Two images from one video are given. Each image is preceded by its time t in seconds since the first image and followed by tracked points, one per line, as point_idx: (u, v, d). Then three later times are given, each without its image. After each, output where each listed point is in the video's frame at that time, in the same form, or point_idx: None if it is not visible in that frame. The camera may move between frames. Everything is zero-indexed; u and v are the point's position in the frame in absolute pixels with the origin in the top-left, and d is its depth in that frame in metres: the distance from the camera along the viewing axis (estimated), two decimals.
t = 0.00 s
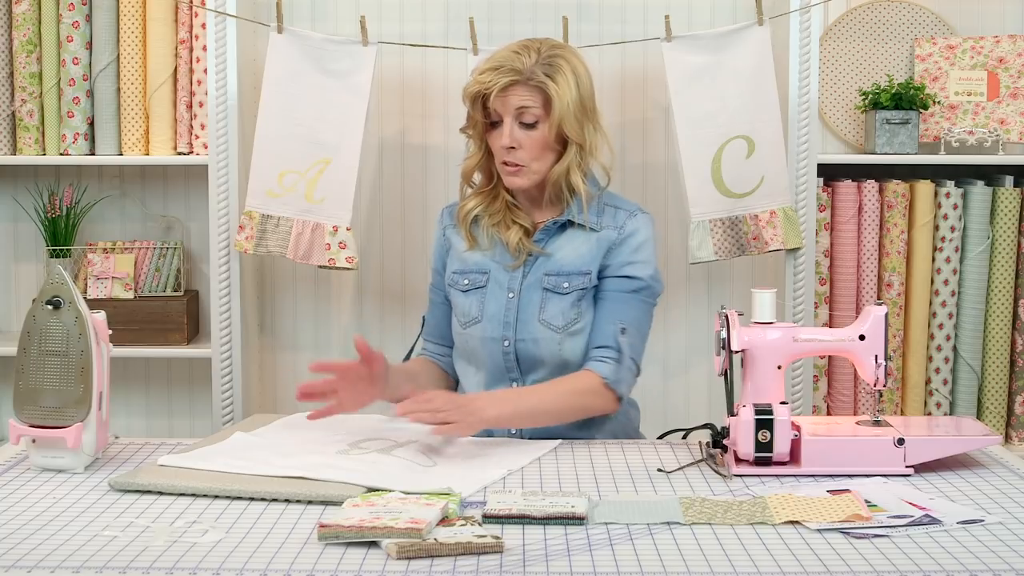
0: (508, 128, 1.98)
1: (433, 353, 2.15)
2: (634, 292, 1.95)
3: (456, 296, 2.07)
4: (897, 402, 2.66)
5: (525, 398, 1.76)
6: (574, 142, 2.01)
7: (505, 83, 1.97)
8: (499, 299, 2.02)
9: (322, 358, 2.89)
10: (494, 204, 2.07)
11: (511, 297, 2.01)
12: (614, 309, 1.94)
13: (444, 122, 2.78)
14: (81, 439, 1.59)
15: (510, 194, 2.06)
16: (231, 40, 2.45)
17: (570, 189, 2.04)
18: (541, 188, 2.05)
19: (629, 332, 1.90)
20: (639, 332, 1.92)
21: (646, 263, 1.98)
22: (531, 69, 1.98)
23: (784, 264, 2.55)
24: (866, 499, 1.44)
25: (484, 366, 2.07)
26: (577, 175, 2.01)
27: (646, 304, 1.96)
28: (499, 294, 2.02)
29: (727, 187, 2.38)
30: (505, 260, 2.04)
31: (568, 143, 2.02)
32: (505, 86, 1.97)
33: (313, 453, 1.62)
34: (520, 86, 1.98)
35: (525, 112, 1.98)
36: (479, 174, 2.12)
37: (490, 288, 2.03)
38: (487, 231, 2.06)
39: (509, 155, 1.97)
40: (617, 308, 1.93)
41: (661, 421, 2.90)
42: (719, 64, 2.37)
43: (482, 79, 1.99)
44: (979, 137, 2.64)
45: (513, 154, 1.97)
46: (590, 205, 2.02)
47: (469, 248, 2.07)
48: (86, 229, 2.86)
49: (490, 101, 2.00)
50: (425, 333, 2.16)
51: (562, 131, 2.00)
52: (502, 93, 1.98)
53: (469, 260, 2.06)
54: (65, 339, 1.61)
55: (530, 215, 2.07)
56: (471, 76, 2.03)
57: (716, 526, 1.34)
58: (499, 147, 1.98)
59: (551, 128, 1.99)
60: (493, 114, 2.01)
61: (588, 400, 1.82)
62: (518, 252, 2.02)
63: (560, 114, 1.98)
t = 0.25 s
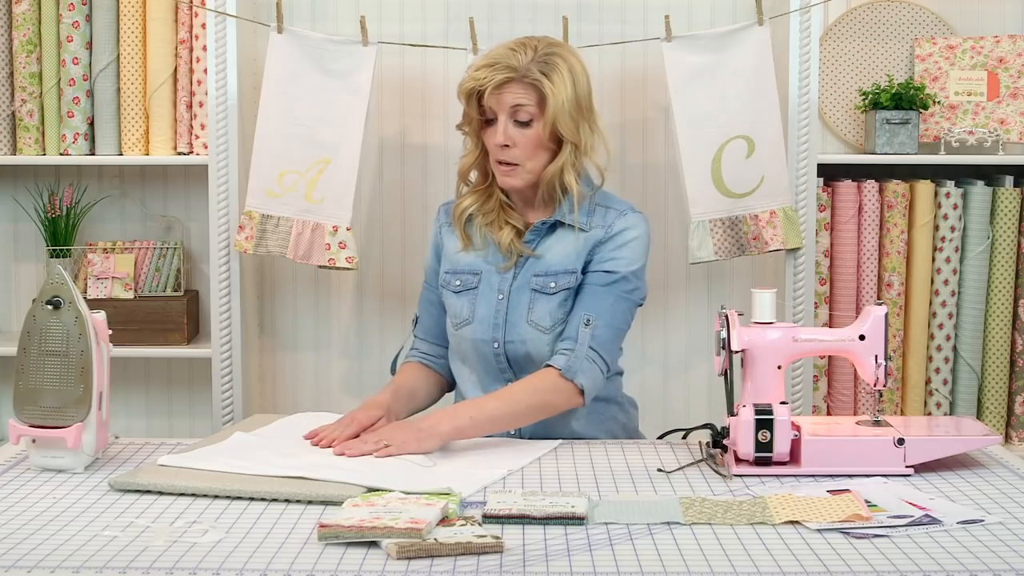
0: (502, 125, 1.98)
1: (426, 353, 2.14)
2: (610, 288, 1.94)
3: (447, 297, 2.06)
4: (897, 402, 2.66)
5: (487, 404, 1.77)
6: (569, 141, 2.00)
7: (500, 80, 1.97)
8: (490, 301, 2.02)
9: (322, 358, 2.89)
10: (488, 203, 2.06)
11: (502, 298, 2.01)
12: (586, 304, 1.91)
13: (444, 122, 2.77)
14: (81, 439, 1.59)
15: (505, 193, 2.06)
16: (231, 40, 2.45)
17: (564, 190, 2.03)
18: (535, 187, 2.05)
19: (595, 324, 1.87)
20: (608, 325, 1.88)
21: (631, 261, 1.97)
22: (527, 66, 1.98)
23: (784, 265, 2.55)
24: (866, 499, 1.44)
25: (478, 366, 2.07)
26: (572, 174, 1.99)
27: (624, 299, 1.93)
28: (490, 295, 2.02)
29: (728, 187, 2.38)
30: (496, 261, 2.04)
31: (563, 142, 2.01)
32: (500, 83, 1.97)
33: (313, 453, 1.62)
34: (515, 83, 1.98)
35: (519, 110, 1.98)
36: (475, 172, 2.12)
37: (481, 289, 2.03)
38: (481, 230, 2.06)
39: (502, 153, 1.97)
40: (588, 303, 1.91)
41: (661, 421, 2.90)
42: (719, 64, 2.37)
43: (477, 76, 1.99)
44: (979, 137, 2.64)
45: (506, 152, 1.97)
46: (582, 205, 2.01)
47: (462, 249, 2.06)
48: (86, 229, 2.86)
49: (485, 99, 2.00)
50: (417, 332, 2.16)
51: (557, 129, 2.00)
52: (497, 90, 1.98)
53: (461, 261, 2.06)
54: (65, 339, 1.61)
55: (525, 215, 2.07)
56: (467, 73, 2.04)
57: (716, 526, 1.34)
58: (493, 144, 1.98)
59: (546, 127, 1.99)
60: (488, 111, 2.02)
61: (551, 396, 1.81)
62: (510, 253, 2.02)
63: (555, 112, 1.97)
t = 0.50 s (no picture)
0: (502, 126, 1.98)
1: (423, 351, 2.13)
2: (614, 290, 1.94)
3: (448, 296, 2.06)
4: (897, 402, 2.66)
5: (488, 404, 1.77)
6: (569, 141, 2.00)
7: (499, 81, 1.97)
8: (491, 301, 2.02)
9: (322, 358, 2.89)
10: (489, 204, 2.06)
11: (503, 298, 2.02)
12: (589, 305, 1.91)
13: (444, 122, 2.78)
14: (81, 439, 1.59)
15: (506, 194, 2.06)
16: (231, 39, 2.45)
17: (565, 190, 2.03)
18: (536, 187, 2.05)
19: (597, 327, 1.87)
20: (610, 327, 1.89)
21: (633, 263, 1.97)
22: (525, 67, 1.97)
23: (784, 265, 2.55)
24: (866, 499, 1.44)
25: (477, 366, 2.07)
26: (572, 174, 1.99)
27: (626, 301, 1.93)
28: (491, 296, 2.02)
29: (727, 187, 2.38)
30: (497, 262, 2.04)
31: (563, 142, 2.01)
32: (499, 84, 1.97)
33: (313, 453, 1.62)
34: (514, 84, 1.98)
35: (519, 111, 1.98)
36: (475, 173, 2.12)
37: (482, 289, 2.03)
38: (482, 230, 2.06)
39: (503, 154, 1.97)
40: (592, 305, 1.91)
41: (661, 421, 2.90)
42: (719, 64, 2.37)
43: (476, 77, 1.99)
44: (979, 137, 2.64)
45: (507, 153, 1.97)
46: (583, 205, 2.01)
47: (463, 248, 2.06)
48: (86, 229, 2.86)
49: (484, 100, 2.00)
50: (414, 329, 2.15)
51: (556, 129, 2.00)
52: (496, 91, 1.98)
53: (461, 260, 2.06)
54: (65, 340, 1.61)
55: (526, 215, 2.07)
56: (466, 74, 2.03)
57: (716, 526, 1.34)
58: (494, 146, 1.98)
59: (546, 127, 1.98)
60: (488, 112, 2.02)
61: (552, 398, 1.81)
62: (512, 253, 2.02)
63: (555, 112, 1.97)
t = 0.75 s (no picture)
0: (510, 127, 1.97)
1: (423, 351, 2.13)
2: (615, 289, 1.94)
3: (450, 294, 2.06)
4: (897, 402, 2.66)
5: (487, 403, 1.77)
6: (576, 141, 2.00)
7: (506, 82, 1.96)
8: (493, 300, 2.02)
9: (322, 358, 2.89)
10: (493, 203, 2.06)
11: (505, 297, 2.02)
12: (591, 303, 1.91)
13: (444, 122, 2.78)
14: (81, 439, 1.59)
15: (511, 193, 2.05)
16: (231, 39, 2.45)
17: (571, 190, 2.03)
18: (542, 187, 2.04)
19: (597, 325, 1.88)
20: (611, 326, 1.89)
21: (635, 263, 1.97)
22: (533, 68, 1.97)
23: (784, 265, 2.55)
24: (866, 499, 1.44)
25: (478, 365, 2.07)
26: (580, 174, 1.99)
27: (628, 301, 1.93)
28: (493, 294, 2.03)
29: (727, 187, 2.38)
30: (500, 261, 2.04)
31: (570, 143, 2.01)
32: (507, 85, 1.97)
33: (313, 453, 1.62)
34: (522, 85, 1.98)
35: (526, 112, 1.97)
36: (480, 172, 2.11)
37: (484, 288, 2.03)
38: (486, 230, 2.06)
39: (510, 154, 1.97)
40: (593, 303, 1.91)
41: (661, 421, 2.90)
42: (719, 64, 2.37)
43: (484, 78, 1.99)
44: (979, 137, 2.64)
45: (514, 154, 1.97)
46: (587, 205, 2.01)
47: (466, 247, 2.06)
48: (86, 229, 2.86)
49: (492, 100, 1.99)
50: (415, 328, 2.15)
51: (564, 130, 2.00)
52: (504, 92, 1.98)
53: (464, 259, 2.06)
54: (65, 340, 1.61)
55: (531, 214, 2.07)
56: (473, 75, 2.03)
57: (716, 527, 1.34)
58: (501, 146, 1.98)
59: (553, 127, 1.98)
60: (495, 113, 2.01)
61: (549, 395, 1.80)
62: (515, 252, 2.02)
63: (562, 113, 1.97)
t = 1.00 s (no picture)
0: (519, 127, 1.97)
1: (424, 348, 2.14)
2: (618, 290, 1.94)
3: (453, 292, 2.06)
4: (897, 402, 2.66)
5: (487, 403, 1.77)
6: (584, 143, 2.00)
7: (517, 82, 1.96)
8: (495, 298, 2.02)
9: (322, 358, 2.89)
10: (499, 202, 2.06)
11: (507, 296, 2.02)
12: (593, 304, 1.92)
13: (444, 123, 2.78)
14: (81, 439, 1.59)
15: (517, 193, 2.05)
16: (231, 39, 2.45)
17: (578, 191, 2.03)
18: (548, 188, 2.04)
19: (599, 325, 1.88)
20: (611, 326, 1.89)
21: (638, 265, 1.97)
22: (543, 69, 1.97)
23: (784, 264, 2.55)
24: (866, 499, 1.44)
25: (479, 363, 2.07)
26: (587, 176, 2.00)
27: (629, 302, 1.93)
28: (495, 293, 2.03)
29: (727, 187, 2.38)
30: (503, 260, 2.04)
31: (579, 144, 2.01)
32: (518, 85, 1.96)
33: (313, 453, 1.62)
34: (532, 85, 1.98)
35: (536, 112, 1.97)
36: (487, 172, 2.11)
37: (487, 286, 2.03)
38: (490, 229, 2.05)
39: (519, 154, 1.97)
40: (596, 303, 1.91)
41: (661, 421, 2.90)
42: (719, 64, 2.37)
43: (494, 77, 1.98)
44: (979, 137, 2.64)
45: (523, 154, 1.97)
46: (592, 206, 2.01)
47: (470, 245, 2.06)
48: (86, 229, 2.86)
49: (501, 100, 1.99)
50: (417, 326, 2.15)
51: (572, 131, 1.99)
52: (514, 92, 1.97)
53: (468, 257, 2.06)
54: (65, 339, 1.61)
55: (536, 215, 2.07)
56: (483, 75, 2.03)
57: (716, 526, 1.34)
58: (510, 146, 1.98)
59: (562, 128, 1.98)
60: (504, 113, 2.01)
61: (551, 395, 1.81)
62: (519, 252, 2.02)
63: (572, 114, 1.97)
